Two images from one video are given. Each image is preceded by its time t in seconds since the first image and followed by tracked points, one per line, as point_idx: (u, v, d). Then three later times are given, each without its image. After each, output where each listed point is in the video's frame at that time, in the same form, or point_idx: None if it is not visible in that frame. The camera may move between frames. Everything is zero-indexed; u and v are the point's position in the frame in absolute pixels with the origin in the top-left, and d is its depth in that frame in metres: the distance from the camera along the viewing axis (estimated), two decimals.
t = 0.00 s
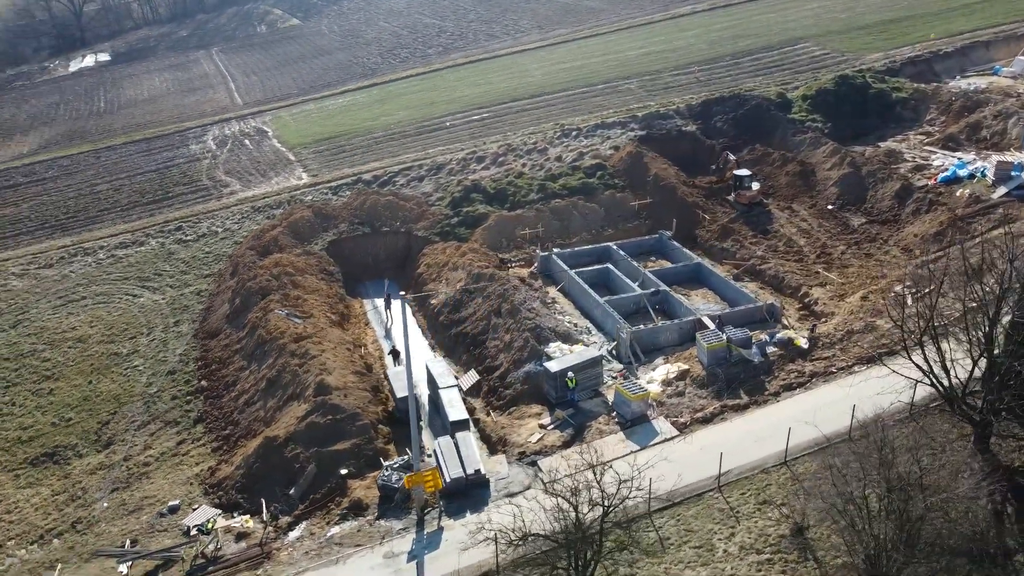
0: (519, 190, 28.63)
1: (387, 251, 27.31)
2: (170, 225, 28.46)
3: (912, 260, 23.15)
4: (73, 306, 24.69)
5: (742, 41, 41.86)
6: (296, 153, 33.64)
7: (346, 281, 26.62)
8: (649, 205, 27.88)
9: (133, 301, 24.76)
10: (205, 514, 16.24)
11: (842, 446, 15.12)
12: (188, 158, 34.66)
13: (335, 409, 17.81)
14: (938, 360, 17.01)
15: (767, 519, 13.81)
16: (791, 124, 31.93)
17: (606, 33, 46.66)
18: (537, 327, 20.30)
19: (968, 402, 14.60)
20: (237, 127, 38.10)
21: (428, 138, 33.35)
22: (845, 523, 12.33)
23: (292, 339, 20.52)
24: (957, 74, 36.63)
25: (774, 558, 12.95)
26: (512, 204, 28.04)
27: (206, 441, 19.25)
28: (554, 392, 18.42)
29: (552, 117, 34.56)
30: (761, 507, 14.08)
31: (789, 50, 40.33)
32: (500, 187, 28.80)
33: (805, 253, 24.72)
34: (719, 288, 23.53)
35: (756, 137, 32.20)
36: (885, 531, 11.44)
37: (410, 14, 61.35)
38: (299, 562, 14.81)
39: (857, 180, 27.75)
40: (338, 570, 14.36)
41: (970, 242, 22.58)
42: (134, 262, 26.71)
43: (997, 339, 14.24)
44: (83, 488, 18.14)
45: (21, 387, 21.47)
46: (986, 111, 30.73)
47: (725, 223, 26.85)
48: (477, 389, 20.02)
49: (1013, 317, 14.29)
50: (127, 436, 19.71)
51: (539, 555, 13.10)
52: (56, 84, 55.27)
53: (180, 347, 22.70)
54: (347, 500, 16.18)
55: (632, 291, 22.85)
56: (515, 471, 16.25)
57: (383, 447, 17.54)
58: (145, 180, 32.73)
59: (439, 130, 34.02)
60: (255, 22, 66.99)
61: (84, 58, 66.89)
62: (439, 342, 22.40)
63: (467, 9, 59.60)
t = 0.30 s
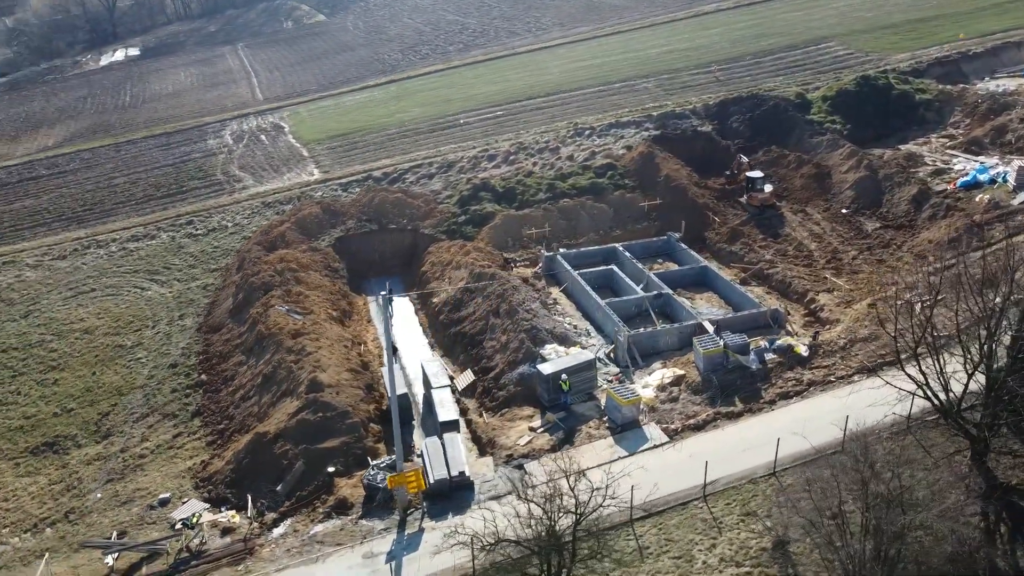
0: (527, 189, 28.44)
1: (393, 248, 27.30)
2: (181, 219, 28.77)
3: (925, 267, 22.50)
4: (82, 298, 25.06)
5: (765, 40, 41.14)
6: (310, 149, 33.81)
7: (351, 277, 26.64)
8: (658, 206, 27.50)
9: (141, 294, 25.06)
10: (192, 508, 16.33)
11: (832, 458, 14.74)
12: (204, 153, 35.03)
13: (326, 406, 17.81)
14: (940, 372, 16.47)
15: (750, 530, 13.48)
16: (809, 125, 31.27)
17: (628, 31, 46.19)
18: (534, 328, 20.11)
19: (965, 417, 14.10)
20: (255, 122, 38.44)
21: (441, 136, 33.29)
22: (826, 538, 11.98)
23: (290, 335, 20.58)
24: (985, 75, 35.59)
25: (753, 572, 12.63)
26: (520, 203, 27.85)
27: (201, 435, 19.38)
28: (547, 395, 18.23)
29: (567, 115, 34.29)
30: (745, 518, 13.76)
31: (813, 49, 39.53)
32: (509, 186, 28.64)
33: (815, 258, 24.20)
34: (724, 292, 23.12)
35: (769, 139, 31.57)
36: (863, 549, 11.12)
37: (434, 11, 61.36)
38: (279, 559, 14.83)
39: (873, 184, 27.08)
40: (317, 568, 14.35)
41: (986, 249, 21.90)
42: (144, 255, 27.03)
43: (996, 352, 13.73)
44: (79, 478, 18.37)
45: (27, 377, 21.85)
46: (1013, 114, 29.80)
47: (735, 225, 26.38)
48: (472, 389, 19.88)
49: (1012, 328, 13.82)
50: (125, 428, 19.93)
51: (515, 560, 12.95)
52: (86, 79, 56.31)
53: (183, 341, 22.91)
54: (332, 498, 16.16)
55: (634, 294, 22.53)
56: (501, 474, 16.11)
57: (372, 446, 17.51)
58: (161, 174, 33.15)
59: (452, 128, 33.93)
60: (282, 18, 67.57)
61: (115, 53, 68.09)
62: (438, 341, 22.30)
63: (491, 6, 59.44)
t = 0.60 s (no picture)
0: (536, 188, 28.25)
1: (400, 246, 27.30)
2: (193, 214, 29.07)
3: (937, 275, 21.88)
4: (92, 289, 25.43)
5: (788, 38, 40.37)
6: (324, 145, 33.97)
7: (357, 274, 26.68)
8: (668, 207, 27.15)
9: (149, 287, 25.37)
10: (180, 502, 16.45)
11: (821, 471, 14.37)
12: (221, 148, 35.38)
13: (317, 403, 17.84)
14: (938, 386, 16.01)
15: (731, 542, 13.20)
16: (827, 127, 30.62)
17: (650, 28, 45.66)
18: (530, 329, 19.93)
19: (958, 433, 13.64)
20: (273, 117, 38.74)
21: (453, 133, 33.22)
22: (804, 552, 11.64)
23: (288, 331, 20.65)
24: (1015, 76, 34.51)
25: None
26: (528, 202, 27.68)
27: (197, 429, 19.53)
28: (539, 397, 18.04)
29: (581, 114, 34.00)
30: (727, 530, 13.48)
31: (837, 49, 38.69)
32: (517, 185, 28.47)
33: (825, 263, 23.66)
34: (729, 296, 22.73)
35: (786, 140, 30.82)
36: (838, 567, 10.82)
37: (458, 7, 61.29)
38: (261, 556, 14.87)
39: (890, 188, 26.41)
40: (296, 567, 14.36)
41: (1001, 258, 21.23)
42: (155, 248, 27.37)
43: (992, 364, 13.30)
44: (76, 469, 18.62)
45: (33, 367, 22.22)
46: None
47: (745, 228, 25.93)
48: (467, 389, 19.77)
49: (1008, 342, 13.39)
50: (124, 420, 20.15)
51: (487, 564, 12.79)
52: (115, 73, 57.28)
53: (187, 334, 23.13)
54: (318, 496, 16.17)
55: (636, 296, 22.23)
56: (487, 476, 16.00)
57: (361, 445, 17.50)
58: (177, 168, 33.55)
59: (466, 126, 33.83)
60: (309, 13, 68.05)
61: (145, 47, 69.23)
62: (437, 340, 22.25)
63: (515, 2, 59.18)
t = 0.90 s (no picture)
0: (544, 187, 28.04)
1: (406, 244, 27.27)
2: (204, 208, 29.36)
3: (949, 282, 21.26)
4: (102, 281, 25.79)
5: (811, 37, 39.59)
6: (337, 142, 34.11)
7: (362, 271, 26.69)
8: (677, 208, 26.78)
9: (157, 280, 25.66)
10: (168, 495, 16.57)
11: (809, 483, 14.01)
12: (236, 143, 35.71)
13: (308, 400, 17.86)
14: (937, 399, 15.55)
15: (710, 554, 12.92)
16: (845, 128, 29.92)
17: (671, 26, 45.09)
18: (526, 330, 19.76)
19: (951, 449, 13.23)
20: (290, 113, 39.00)
21: (466, 131, 33.14)
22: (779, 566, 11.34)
23: (285, 327, 20.73)
24: None
25: None
26: (536, 201, 27.47)
27: (192, 422, 19.67)
28: (530, 399, 17.87)
29: (595, 112, 33.69)
30: (707, 541, 13.20)
31: (861, 48, 37.82)
32: (526, 184, 28.28)
33: (834, 268, 23.15)
34: (733, 300, 22.34)
35: (802, 141, 30.21)
36: None
37: (482, 4, 61.16)
38: (242, 552, 14.91)
39: (905, 192, 25.74)
40: (275, 564, 14.36)
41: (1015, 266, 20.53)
42: (165, 242, 27.68)
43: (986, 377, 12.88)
44: (74, 459, 18.88)
45: (40, 357, 22.58)
46: None
47: (754, 231, 25.47)
48: (461, 389, 19.66)
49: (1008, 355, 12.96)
50: (124, 411, 20.38)
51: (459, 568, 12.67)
52: (142, 67, 58.19)
53: (190, 328, 23.34)
54: (303, 493, 16.18)
55: (637, 299, 21.93)
56: (471, 478, 15.88)
57: (351, 443, 17.48)
58: (193, 163, 33.94)
59: (478, 123, 33.72)
60: (335, 9, 68.46)
61: (174, 42, 70.26)
62: (436, 339, 22.18)
63: None
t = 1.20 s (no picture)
0: (552, 186, 27.81)
1: (413, 240, 27.23)
2: (215, 202, 29.62)
3: (960, 290, 20.61)
4: (112, 273, 26.15)
5: (836, 36, 38.74)
6: (351, 137, 34.19)
7: (369, 267, 26.70)
8: (686, 209, 26.38)
9: (165, 272, 25.95)
10: (158, 487, 16.70)
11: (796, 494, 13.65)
12: (252, 137, 36.00)
13: (300, 396, 17.89)
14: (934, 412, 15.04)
15: (687, 564, 12.66)
16: (863, 130, 29.21)
17: (694, 23, 44.47)
18: (521, 331, 19.59)
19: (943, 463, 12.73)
20: (308, 108, 39.22)
21: (479, 128, 33.01)
22: None
23: (283, 323, 20.80)
24: None
25: None
26: (544, 200, 27.24)
27: (189, 415, 19.82)
28: (521, 401, 17.71)
29: (609, 111, 33.32)
30: (684, 551, 12.93)
31: (887, 48, 36.87)
32: (534, 182, 28.07)
33: (843, 273, 22.60)
34: (737, 304, 21.93)
35: (819, 143, 29.55)
36: None
37: None
38: (224, 547, 14.97)
39: (922, 196, 25.01)
40: (254, 560, 14.39)
41: None
42: (176, 234, 27.98)
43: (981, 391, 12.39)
44: (72, 449, 19.15)
45: (47, 346, 22.95)
46: None
47: (764, 234, 24.97)
48: (455, 389, 19.56)
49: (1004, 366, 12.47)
50: (124, 402, 20.63)
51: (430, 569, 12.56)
52: (169, 61, 59.01)
53: (194, 321, 23.54)
54: (290, 489, 16.20)
55: (638, 301, 21.63)
56: (456, 479, 15.76)
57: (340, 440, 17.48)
58: (209, 156, 34.29)
59: (492, 121, 33.56)
60: (361, 5, 68.73)
61: (203, 36, 71.18)
62: (435, 337, 22.11)
63: None
